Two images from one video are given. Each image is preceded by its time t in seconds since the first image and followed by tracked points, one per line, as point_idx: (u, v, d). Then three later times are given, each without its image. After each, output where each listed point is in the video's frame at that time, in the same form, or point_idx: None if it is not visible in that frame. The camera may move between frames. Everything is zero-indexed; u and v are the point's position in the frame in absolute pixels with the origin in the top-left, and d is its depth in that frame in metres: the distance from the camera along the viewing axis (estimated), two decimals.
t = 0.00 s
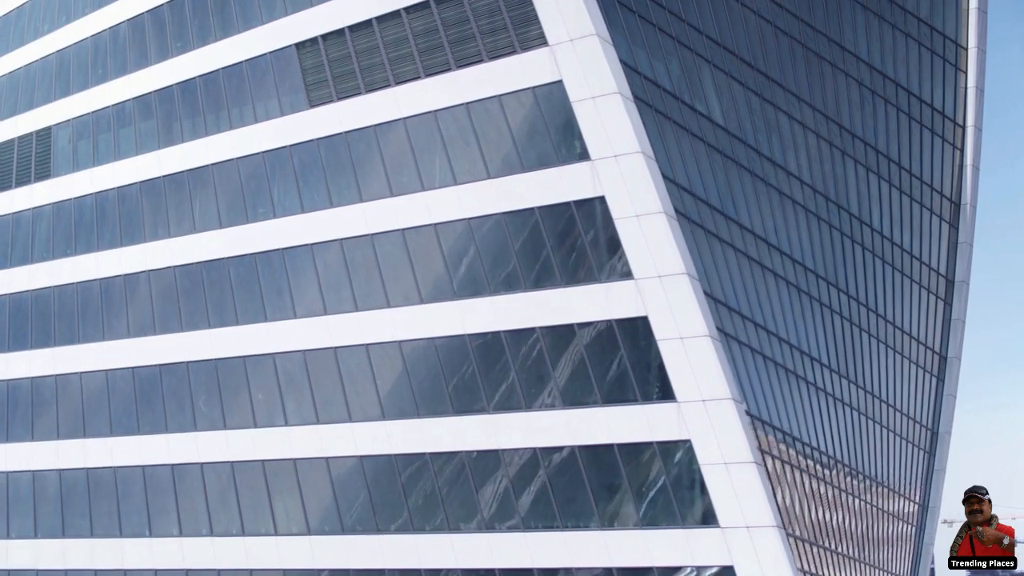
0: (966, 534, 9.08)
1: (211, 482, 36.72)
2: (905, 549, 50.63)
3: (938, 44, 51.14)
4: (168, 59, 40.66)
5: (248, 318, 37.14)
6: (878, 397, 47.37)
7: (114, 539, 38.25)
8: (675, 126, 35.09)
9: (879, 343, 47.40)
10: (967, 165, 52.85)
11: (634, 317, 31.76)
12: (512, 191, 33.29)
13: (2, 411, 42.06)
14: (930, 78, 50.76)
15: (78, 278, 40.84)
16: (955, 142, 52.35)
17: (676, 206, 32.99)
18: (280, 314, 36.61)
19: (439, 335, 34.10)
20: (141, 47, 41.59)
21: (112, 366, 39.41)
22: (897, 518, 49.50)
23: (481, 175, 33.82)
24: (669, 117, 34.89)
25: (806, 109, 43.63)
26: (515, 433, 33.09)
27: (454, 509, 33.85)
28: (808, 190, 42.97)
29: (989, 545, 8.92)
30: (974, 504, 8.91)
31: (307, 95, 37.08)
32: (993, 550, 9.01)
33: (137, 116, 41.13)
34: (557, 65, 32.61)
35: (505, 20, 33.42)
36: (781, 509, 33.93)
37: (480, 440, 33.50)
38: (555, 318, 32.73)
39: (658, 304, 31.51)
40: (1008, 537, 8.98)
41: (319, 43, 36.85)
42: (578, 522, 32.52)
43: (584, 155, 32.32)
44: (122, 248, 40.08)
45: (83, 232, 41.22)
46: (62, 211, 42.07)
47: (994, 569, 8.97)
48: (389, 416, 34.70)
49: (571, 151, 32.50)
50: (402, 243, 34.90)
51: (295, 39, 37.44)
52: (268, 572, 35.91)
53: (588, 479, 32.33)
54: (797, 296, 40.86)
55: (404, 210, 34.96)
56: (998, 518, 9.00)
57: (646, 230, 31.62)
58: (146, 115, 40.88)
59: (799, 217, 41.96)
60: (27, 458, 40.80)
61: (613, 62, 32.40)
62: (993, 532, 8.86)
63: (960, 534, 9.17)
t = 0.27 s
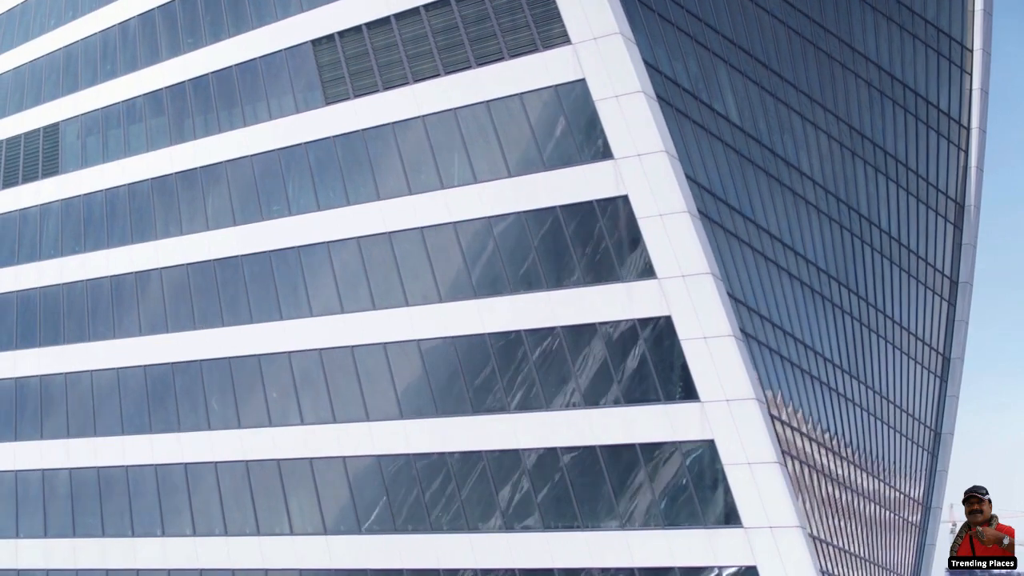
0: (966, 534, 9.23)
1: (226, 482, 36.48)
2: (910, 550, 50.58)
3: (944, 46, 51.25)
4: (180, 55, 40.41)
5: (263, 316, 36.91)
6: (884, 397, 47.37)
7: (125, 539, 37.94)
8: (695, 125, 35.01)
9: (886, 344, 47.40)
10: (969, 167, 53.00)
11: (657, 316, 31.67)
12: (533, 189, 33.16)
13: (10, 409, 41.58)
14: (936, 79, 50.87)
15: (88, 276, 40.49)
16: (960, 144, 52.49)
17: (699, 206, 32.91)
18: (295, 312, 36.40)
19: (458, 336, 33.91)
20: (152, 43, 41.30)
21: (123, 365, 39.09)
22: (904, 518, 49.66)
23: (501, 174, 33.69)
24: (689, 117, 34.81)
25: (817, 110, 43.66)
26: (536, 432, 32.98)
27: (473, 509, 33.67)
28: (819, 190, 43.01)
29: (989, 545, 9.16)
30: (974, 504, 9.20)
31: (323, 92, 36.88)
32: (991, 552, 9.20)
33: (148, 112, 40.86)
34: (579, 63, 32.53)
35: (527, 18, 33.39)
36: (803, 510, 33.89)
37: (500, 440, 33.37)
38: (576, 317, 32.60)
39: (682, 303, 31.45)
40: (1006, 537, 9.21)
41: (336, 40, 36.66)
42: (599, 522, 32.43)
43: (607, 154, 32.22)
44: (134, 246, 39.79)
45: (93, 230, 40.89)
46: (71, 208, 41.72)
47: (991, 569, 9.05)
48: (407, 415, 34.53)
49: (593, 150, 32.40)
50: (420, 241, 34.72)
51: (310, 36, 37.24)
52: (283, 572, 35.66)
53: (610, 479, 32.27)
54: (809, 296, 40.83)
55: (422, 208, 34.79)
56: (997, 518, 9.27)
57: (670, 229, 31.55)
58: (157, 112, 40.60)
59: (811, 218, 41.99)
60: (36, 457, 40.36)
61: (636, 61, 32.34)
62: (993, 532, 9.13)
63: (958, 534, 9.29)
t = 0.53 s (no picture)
0: (966, 534, 10.13)
1: (237, 481, 36.25)
2: (912, 550, 50.60)
3: (948, 48, 51.34)
4: (189, 52, 40.21)
5: (275, 314, 36.74)
6: (888, 398, 47.40)
7: (134, 539, 37.67)
8: (710, 125, 34.96)
9: (890, 344, 47.46)
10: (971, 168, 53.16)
11: (675, 316, 31.63)
12: (550, 188, 33.06)
13: (15, 407, 41.19)
14: (940, 81, 50.99)
15: (95, 273, 40.19)
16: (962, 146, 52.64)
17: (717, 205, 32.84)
18: (308, 311, 36.25)
19: (473, 337, 33.75)
20: (160, 39, 41.06)
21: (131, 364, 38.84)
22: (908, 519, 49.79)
23: (517, 172, 33.58)
24: (705, 116, 34.75)
25: (825, 110, 43.70)
26: (553, 432, 32.92)
27: (488, 509, 33.53)
28: (827, 191, 43.05)
29: (989, 544, 10.03)
30: (974, 504, 9.91)
31: (336, 89, 36.74)
32: (991, 550, 10.19)
33: (155, 109, 40.63)
34: (598, 62, 32.48)
35: (544, 16, 33.32)
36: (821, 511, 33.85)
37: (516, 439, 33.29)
38: (594, 317, 32.54)
39: (701, 303, 31.41)
40: (1006, 537, 10.07)
41: (349, 37, 36.54)
42: (617, 522, 32.34)
43: (625, 153, 32.15)
44: (142, 244, 39.53)
45: (100, 227, 40.61)
46: (78, 204, 41.43)
47: (991, 567, 10.23)
48: (421, 414, 34.36)
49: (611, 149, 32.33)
50: (434, 239, 34.54)
51: (323, 33, 37.10)
52: (295, 572, 35.46)
53: (627, 478, 32.20)
54: (818, 296, 40.82)
55: (437, 207, 34.65)
56: (997, 519, 10.06)
57: (689, 229, 31.51)
58: (166, 108, 40.36)
59: (820, 218, 42.03)
60: (43, 456, 40.01)
61: (655, 60, 32.29)
62: (992, 532, 9.95)
63: (959, 535, 10.21)
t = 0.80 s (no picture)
0: (967, 534, 10.10)
1: (252, 480, 36.05)
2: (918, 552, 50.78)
3: (952, 50, 51.45)
4: (201, 49, 39.96)
5: (290, 313, 36.53)
6: (896, 399, 47.45)
7: (147, 538, 37.41)
8: (729, 125, 34.91)
9: (898, 345, 47.62)
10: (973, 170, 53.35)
11: (698, 316, 31.62)
12: (571, 188, 32.99)
13: (24, 405, 40.83)
14: (944, 83, 51.12)
15: (105, 270, 39.88)
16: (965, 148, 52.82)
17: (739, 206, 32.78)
18: (323, 309, 36.06)
19: (492, 336, 33.72)
20: (171, 35, 40.80)
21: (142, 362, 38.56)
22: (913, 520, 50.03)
23: (537, 172, 33.49)
24: (724, 116, 34.69)
25: (836, 112, 43.74)
26: (573, 432, 32.82)
27: (508, 509, 33.43)
28: (839, 191, 43.09)
29: (989, 545, 10.03)
30: (974, 505, 9.89)
31: (351, 87, 36.56)
32: (991, 550, 10.22)
33: (166, 105, 40.39)
34: (620, 62, 32.41)
35: (565, 15, 33.22)
36: (845, 511, 33.81)
37: (535, 439, 33.19)
38: (614, 317, 32.48)
39: (723, 303, 31.40)
40: (1006, 537, 10.05)
41: (365, 35, 36.40)
42: (637, 522, 32.26)
43: (647, 153, 32.10)
44: (153, 241, 39.28)
45: (110, 224, 40.34)
46: (86, 201, 41.14)
47: (991, 567, 10.25)
48: (439, 414, 34.26)
49: (634, 148, 32.27)
50: (453, 238, 34.47)
51: (338, 30, 36.92)
52: (311, 573, 35.29)
53: (648, 479, 32.11)
54: (831, 297, 40.85)
55: (456, 206, 34.53)
56: (997, 518, 10.03)
57: (711, 229, 31.45)
58: (177, 105, 40.12)
59: (831, 219, 42.09)
60: (53, 455, 39.66)
61: (677, 60, 32.20)
62: (993, 532, 9.94)
63: (958, 535, 10.17)
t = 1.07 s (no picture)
0: (967, 534, 11.70)
1: (265, 480, 35.83)
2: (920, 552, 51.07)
3: (955, 52, 51.61)
4: (211, 45, 39.72)
5: (304, 312, 36.33)
6: (902, 400, 47.68)
7: (158, 538, 37.13)
8: (747, 126, 34.83)
9: (903, 347, 47.83)
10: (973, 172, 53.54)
11: (718, 317, 31.58)
12: (591, 187, 32.98)
13: (30, 403, 40.43)
14: (947, 85, 51.19)
15: (115, 268, 39.58)
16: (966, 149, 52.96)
17: (759, 208, 32.70)
18: (337, 308, 35.87)
19: (510, 336, 33.59)
20: (181, 32, 40.56)
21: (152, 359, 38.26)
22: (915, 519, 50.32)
23: (557, 171, 33.47)
24: (742, 117, 34.60)
25: (844, 113, 43.76)
26: (592, 432, 32.72)
27: (526, 509, 33.34)
28: (848, 193, 43.12)
29: (989, 544, 11.60)
30: (975, 505, 11.37)
31: (367, 84, 36.42)
32: (991, 550, 11.72)
33: (176, 102, 40.11)
34: (641, 62, 32.35)
35: (586, 17, 33.19)
36: (864, 512, 33.86)
37: (553, 439, 33.09)
38: (634, 317, 32.44)
39: (745, 304, 31.36)
40: (1004, 539, 11.63)
41: (381, 32, 36.30)
42: (657, 522, 32.22)
43: (668, 153, 32.06)
44: (163, 238, 39.02)
45: (118, 221, 40.04)
46: (94, 198, 40.83)
47: (989, 567, 11.86)
48: (456, 414, 34.11)
49: (655, 148, 32.22)
50: (471, 237, 34.42)
51: (354, 28, 36.77)
52: (325, 573, 35.10)
53: (667, 480, 32.08)
54: (841, 297, 40.82)
55: (474, 205, 34.46)
56: (997, 520, 11.62)
57: (733, 230, 31.42)
58: (187, 102, 39.88)
59: (841, 220, 42.15)
60: (61, 454, 39.31)
61: (699, 59, 32.13)
62: (992, 532, 11.53)
63: (958, 537, 11.76)
